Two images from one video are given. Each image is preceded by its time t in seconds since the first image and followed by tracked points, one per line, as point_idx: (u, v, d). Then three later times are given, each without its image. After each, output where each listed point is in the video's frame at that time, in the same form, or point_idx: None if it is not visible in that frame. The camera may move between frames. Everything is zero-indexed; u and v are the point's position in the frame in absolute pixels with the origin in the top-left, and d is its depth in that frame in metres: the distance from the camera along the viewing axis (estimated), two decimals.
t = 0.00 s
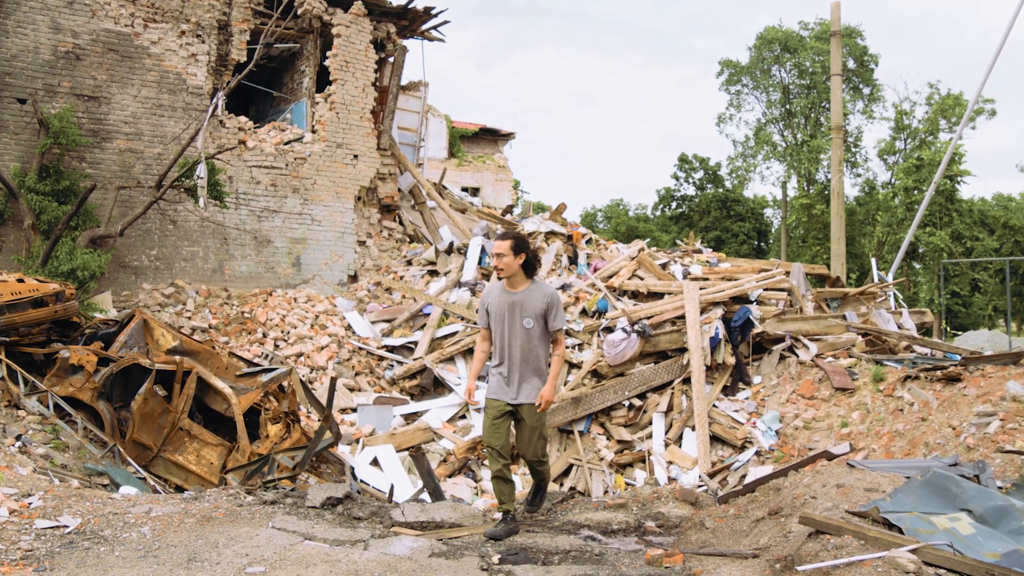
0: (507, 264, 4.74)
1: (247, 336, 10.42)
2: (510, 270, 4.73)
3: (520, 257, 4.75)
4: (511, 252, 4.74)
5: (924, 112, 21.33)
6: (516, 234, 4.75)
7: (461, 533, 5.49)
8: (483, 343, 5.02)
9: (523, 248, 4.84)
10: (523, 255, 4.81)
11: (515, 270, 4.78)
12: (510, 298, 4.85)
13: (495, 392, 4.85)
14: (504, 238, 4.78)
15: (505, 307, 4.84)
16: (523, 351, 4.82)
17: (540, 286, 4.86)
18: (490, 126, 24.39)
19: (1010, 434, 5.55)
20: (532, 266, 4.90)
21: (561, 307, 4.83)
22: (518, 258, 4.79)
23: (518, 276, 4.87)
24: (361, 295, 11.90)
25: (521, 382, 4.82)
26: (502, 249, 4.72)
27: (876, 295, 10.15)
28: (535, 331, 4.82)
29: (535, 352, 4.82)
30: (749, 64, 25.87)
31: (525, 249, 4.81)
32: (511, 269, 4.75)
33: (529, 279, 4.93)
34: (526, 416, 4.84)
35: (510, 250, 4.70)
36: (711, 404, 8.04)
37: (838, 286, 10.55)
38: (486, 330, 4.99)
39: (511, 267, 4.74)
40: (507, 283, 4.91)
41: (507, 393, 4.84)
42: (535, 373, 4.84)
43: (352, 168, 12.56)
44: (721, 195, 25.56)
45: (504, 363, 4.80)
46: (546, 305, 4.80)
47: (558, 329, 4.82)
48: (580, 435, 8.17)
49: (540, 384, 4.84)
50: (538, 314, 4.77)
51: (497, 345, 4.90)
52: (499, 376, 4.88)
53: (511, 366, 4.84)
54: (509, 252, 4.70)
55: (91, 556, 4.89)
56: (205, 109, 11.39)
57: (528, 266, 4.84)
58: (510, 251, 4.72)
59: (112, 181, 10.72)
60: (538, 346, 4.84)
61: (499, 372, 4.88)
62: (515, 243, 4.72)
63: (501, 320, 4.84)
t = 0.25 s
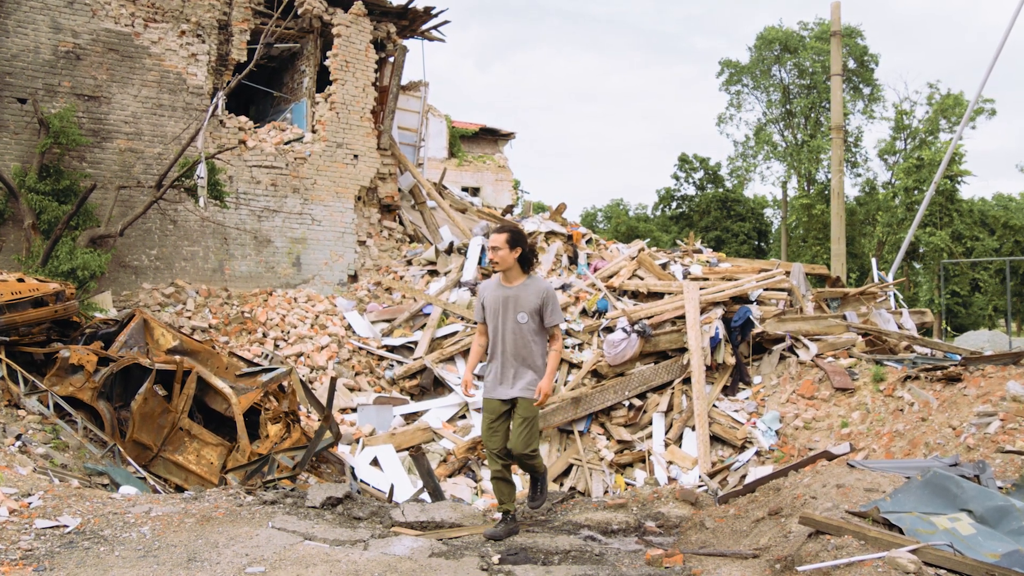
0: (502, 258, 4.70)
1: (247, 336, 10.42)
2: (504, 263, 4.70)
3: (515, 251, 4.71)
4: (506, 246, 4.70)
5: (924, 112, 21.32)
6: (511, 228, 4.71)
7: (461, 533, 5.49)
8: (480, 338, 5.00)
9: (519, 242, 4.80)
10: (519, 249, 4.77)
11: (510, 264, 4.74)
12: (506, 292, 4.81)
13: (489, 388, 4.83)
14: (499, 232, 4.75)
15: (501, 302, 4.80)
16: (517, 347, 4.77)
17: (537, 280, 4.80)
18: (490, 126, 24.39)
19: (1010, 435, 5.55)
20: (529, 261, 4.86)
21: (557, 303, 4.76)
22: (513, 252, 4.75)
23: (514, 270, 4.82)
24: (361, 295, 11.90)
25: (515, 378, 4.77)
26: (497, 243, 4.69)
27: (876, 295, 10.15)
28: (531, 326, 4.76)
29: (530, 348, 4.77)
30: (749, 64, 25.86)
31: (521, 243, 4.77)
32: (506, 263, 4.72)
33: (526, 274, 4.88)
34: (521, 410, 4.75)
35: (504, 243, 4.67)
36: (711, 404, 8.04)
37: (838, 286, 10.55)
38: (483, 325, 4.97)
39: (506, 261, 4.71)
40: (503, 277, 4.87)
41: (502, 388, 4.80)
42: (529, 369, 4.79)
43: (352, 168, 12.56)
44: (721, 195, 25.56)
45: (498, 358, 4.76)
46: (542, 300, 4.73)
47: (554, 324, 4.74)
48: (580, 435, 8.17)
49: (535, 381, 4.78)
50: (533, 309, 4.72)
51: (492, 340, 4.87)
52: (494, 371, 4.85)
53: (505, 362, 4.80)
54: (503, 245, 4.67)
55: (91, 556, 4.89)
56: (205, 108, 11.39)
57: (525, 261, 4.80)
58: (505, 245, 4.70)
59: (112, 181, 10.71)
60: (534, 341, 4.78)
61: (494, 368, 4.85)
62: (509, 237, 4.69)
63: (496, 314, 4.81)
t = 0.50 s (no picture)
0: (497, 255, 4.69)
1: (247, 336, 10.41)
2: (499, 260, 4.68)
3: (510, 248, 4.70)
4: (501, 243, 4.69)
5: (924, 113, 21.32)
6: (507, 225, 4.70)
7: (460, 534, 5.48)
8: (476, 336, 5.00)
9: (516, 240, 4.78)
10: (515, 247, 4.76)
11: (506, 261, 4.73)
12: (501, 290, 4.80)
13: (482, 386, 4.80)
14: (495, 229, 4.75)
15: (495, 299, 4.79)
16: (511, 345, 4.74)
17: (532, 278, 4.79)
18: (490, 126, 24.39)
19: (1010, 435, 5.55)
20: (525, 259, 4.84)
21: (552, 301, 4.73)
22: (508, 249, 4.74)
23: (509, 268, 4.81)
24: (361, 295, 11.89)
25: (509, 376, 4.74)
26: (493, 240, 4.68)
27: (877, 296, 10.15)
28: (526, 324, 4.74)
29: (524, 346, 4.74)
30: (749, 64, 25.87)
31: (517, 241, 4.76)
32: (501, 260, 4.71)
33: (523, 272, 4.86)
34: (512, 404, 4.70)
35: (499, 240, 4.66)
36: (711, 405, 8.04)
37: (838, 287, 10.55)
38: (479, 323, 4.96)
39: (501, 258, 4.69)
40: (499, 275, 4.86)
41: (494, 386, 4.78)
42: (523, 368, 4.75)
43: (352, 169, 12.56)
44: (721, 196, 25.57)
45: (491, 355, 4.75)
46: (536, 297, 4.71)
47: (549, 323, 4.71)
48: (580, 435, 8.17)
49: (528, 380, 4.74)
50: (527, 307, 4.70)
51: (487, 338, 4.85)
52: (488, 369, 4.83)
53: (499, 360, 4.78)
54: (499, 242, 4.66)
55: (91, 556, 4.89)
56: (205, 109, 11.39)
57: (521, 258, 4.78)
58: (500, 242, 4.69)
59: (112, 181, 10.71)
60: (529, 339, 4.76)
61: (488, 366, 4.82)
62: (505, 234, 4.68)
63: (491, 312, 4.80)
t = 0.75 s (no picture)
0: (491, 254, 4.69)
1: (247, 338, 10.40)
2: (494, 260, 4.67)
3: (505, 248, 4.70)
4: (495, 242, 4.69)
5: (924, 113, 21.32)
6: (502, 225, 4.70)
7: (460, 534, 5.48)
8: (472, 337, 4.99)
9: (511, 240, 4.78)
10: (510, 247, 4.75)
11: (500, 261, 4.72)
12: (495, 290, 4.78)
13: (476, 386, 4.78)
14: (490, 229, 4.75)
15: (490, 300, 4.78)
16: (505, 346, 4.72)
17: (527, 279, 4.76)
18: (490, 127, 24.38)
19: (1010, 436, 5.55)
20: (522, 260, 4.83)
21: (547, 302, 4.69)
22: (503, 249, 4.73)
23: (504, 268, 4.80)
24: (361, 296, 11.89)
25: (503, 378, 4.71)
26: (487, 239, 4.69)
27: (877, 297, 10.15)
28: (520, 324, 4.72)
29: (518, 347, 4.71)
30: (749, 66, 25.87)
31: (512, 241, 4.75)
32: (494, 260, 4.70)
33: (519, 273, 4.85)
34: (506, 402, 4.66)
35: (493, 239, 4.66)
36: (711, 406, 8.04)
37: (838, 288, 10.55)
38: (475, 325, 4.96)
39: (495, 258, 4.69)
40: (494, 276, 4.85)
41: (488, 387, 4.75)
42: (517, 369, 4.72)
43: (353, 170, 12.56)
44: (721, 197, 25.56)
45: (484, 356, 4.73)
46: (530, 298, 4.68)
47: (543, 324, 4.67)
48: (580, 437, 8.16)
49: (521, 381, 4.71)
50: (520, 307, 4.67)
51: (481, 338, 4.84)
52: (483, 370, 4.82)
53: (493, 361, 4.76)
54: (493, 241, 4.66)
55: (91, 557, 4.89)
56: (205, 110, 11.39)
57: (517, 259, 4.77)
58: (494, 241, 4.68)
59: (112, 183, 10.71)
60: (523, 340, 4.73)
61: (482, 367, 4.81)
62: (499, 233, 4.68)
63: (485, 313, 4.78)
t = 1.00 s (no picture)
0: (483, 256, 4.67)
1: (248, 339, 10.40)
2: (486, 261, 4.65)
3: (497, 249, 4.68)
4: (488, 243, 4.67)
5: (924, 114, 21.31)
6: (495, 226, 4.68)
7: (461, 534, 5.48)
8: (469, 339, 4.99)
9: (505, 242, 4.75)
10: (504, 248, 4.73)
11: (493, 262, 4.70)
12: (489, 292, 4.77)
13: (471, 389, 4.79)
14: (484, 230, 4.74)
15: (484, 302, 4.77)
16: (498, 349, 4.71)
17: (521, 280, 4.73)
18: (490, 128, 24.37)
19: (1011, 437, 5.54)
20: (516, 261, 4.80)
21: (540, 304, 4.65)
22: (496, 250, 4.71)
23: (498, 269, 4.77)
24: (362, 297, 11.89)
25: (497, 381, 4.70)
26: (480, 241, 4.68)
27: (877, 298, 10.14)
28: (513, 327, 4.70)
29: (512, 350, 4.69)
30: (750, 66, 25.86)
31: (506, 242, 4.73)
32: (487, 261, 4.68)
33: (514, 274, 4.82)
34: (500, 408, 4.64)
35: (486, 240, 4.65)
36: (711, 407, 8.04)
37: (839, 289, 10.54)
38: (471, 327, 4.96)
39: (487, 259, 4.67)
40: (489, 277, 4.83)
41: (482, 391, 4.75)
42: (510, 372, 4.70)
43: (353, 171, 12.56)
44: (722, 198, 25.54)
45: (478, 359, 4.73)
46: (522, 300, 4.65)
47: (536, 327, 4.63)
48: (580, 437, 8.16)
49: (514, 385, 4.69)
50: (512, 310, 4.65)
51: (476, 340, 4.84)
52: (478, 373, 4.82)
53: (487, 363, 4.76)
54: (485, 242, 4.65)
55: (91, 558, 4.89)
56: (206, 111, 11.40)
57: (511, 260, 4.74)
58: (487, 242, 4.66)
59: (113, 184, 10.71)
60: (516, 343, 4.71)
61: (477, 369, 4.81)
62: (492, 234, 4.67)
63: (479, 315, 4.78)
